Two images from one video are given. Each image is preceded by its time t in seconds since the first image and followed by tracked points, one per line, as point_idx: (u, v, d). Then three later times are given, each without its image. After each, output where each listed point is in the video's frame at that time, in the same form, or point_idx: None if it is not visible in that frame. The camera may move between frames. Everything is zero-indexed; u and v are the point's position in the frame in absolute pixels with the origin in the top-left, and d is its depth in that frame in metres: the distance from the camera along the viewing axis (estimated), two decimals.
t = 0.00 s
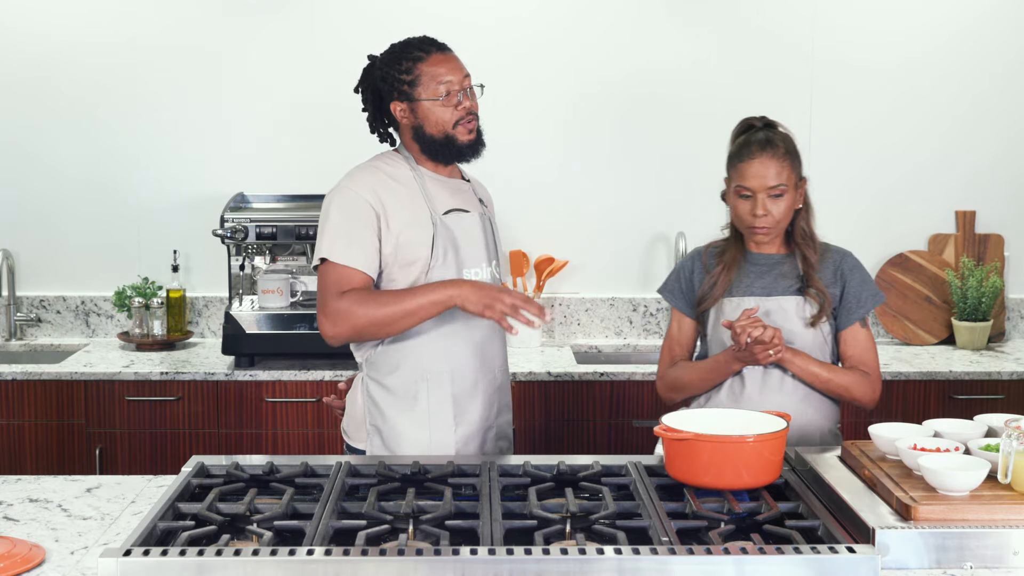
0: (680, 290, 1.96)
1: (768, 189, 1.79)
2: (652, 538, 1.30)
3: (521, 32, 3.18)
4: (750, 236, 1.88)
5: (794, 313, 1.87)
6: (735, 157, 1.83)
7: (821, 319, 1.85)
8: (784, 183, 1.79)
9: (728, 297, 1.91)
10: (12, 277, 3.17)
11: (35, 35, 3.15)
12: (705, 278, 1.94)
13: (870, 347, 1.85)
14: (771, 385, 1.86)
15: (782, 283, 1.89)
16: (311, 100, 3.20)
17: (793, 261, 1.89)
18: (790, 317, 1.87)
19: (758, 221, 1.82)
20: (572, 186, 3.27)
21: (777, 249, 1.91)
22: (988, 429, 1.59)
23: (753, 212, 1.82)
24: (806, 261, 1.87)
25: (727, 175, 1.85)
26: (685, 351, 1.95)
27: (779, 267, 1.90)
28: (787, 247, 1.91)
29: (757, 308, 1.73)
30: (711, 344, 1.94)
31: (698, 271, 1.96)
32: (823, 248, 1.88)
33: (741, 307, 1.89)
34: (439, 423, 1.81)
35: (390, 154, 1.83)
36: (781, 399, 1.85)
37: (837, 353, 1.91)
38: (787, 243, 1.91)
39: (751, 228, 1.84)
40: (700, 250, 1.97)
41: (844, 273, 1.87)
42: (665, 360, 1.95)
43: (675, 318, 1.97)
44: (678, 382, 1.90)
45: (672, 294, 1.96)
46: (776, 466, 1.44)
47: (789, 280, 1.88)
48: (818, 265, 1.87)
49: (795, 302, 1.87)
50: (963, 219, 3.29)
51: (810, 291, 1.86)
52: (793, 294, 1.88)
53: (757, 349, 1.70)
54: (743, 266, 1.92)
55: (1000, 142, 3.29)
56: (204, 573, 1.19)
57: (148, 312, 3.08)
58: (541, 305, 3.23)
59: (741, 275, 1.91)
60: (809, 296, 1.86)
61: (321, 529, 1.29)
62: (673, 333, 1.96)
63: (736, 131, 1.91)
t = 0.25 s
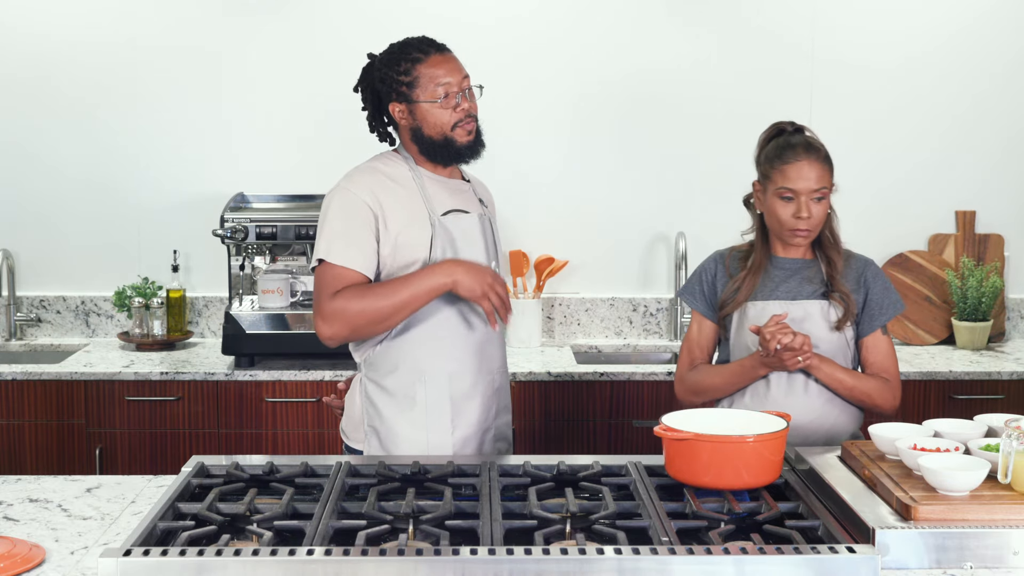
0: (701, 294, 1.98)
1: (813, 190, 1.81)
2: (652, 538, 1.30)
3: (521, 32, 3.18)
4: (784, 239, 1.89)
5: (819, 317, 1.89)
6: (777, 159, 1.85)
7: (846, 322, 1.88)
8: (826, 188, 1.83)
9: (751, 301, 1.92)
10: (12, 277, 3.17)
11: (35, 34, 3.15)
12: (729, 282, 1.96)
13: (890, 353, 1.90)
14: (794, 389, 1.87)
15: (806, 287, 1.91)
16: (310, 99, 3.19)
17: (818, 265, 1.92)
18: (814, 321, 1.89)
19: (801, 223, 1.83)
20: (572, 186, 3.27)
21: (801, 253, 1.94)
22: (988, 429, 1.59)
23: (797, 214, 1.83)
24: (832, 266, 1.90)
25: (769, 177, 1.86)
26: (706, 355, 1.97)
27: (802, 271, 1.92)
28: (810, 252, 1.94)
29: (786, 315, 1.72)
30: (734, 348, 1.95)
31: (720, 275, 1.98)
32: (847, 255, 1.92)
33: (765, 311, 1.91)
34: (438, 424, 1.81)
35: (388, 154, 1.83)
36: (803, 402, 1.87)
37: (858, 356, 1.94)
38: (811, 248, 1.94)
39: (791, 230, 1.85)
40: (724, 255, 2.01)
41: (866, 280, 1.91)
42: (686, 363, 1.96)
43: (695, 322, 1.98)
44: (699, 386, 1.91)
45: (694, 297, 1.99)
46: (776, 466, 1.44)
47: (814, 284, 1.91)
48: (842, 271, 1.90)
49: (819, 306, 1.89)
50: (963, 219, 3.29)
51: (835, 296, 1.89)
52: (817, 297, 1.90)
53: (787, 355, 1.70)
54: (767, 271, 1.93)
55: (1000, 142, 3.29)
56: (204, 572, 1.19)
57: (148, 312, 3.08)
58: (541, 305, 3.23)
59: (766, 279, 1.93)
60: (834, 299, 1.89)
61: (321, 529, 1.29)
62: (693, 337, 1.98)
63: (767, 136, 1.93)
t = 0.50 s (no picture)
0: (716, 295, 1.97)
1: (848, 188, 1.85)
2: (652, 538, 1.30)
3: (521, 32, 3.18)
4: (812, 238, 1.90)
5: (836, 314, 1.91)
6: (810, 158, 1.88)
7: (863, 320, 1.91)
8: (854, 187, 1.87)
9: (768, 302, 1.93)
10: (12, 277, 3.17)
11: (36, 34, 3.15)
12: (744, 283, 1.96)
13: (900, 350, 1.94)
14: (811, 387, 1.88)
15: (823, 285, 1.93)
16: (310, 99, 3.19)
17: (831, 264, 1.95)
18: (832, 319, 1.91)
19: (836, 220, 1.85)
20: (572, 186, 3.27)
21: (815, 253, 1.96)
22: (988, 429, 1.59)
23: (833, 211, 1.85)
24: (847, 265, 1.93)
25: (803, 174, 1.87)
26: (718, 357, 1.96)
27: (817, 270, 1.94)
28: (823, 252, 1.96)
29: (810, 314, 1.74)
30: (751, 349, 1.95)
31: (734, 276, 1.98)
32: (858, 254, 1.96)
33: (781, 313, 1.92)
34: (437, 424, 1.81)
35: (387, 155, 1.83)
36: (821, 401, 1.87)
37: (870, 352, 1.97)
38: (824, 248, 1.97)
39: (824, 227, 1.86)
40: (735, 256, 2.01)
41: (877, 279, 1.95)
42: (698, 364, 1.96)
43: (707, 322, 1.97)
44: (712, 388, 1.90)
45: (708, 299, 1.97)
46: (776, 466, 1.44)
47: (830, 282, 1.93)
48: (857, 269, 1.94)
49: (836, 304, 1.92)
50: (963, 219, 3.29)
51: (852, 293, 1.91)
52: (832, 296, 1.93)
53: (812, 353, 1.71)
54: (785, 272, 1.95)
55: (1000, 142, 3.29)
56: (204, 573, 1.19)
57: (148, 312, 3.08)
58: (541, 305, 3.23)
59: (782, 278, 1.94)
60: (851, 297, 1.91)
61: (321, 529, 1.29)
62: (703, 338, 1.97)
63: (786, 137, 1.96)
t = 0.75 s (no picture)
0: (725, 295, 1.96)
1: (863, 186, 1.86)
2: (652, 538, 1.30)
3: (521, 32, 3.18)
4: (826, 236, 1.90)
5: (847, 315, 1.92)
6: (826, 156, 1.88)
7: (872, 321, 1.92)
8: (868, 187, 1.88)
9: (779, 301, 1.92)
10: (12, 277, 3.17)
11: (36, 34, 3.15)
12: (753, 283, 1.95)
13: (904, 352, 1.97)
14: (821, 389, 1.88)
15: (832, 286, 1.94)
16: (310, 99, 3.19)
17: (840, 266, 1.95)
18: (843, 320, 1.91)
19: (852, 218, 1.86)
20: (572, 186, 3.27)
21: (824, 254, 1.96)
22: (988, 429, 1.59)
23: (849, 209, 1.85)
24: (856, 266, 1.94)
25: (819, 172, 1.87)
26: (725, 356, 1.94)
27: (826, 271, 1.95)
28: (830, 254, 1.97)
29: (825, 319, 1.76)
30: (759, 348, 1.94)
31: (742, 276, 1.97)
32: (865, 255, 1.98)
33: (791, 312, 1.92)
34: (440, 426, 1.81)
35: (387, 155, 1.83)
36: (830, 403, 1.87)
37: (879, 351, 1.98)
38: (832, 250, 1.97)
39: (840, 226, 1.86)
40: (744, 256, 1.99)
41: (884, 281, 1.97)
42: (705, 362, 1.94)
43: (715, 322, 1.95)
44: (720, 387, 1.89)
45: (718, 298, 1.95)
46: (776, 466, 1.44)
47: (840, 284, 1.94)
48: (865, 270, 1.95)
49: (846, 305, 1.92)
50: (963, 219, 3.29)
51: (861, 293, 1.92)
52: (842, 297, 1.93)
53: (826, 359, 1.73)
54: (796, 272, 1.94)
55: (1000, 142, 3.29)
56: (204, 573, 1.19)
57: (148, 312, 3.07)
58: (541, 305, 3.23)
59: (793, 279, 1.94)
60: (860, 298, 1.92)
61: (321, 529, 1.29)
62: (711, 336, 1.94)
63: (798, 138, 1.97)
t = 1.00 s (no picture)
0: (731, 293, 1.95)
1: (874, 183, 1.85)
2: (652, 538, 1.30)
3: (520, 32, 3.18)
4: (836, 234, 1.89)
5: (852, 317, 1.91)
6: (836, 154, 1.87)
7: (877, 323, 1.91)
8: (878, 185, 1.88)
9: (784, 302, 1.93)
10: (12, 277, 3.17)
11: (36, 34, 3.15)
12: (759, 283, 1.95)
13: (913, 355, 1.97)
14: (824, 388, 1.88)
15: (839, 287, 1.93)
16: (310, 99, 3.19)
17: (847, 266, 1.95)
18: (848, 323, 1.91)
19: (863, 215, 1.85)
20: (572, 187, 3.27)
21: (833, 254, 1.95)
22: (988, 429, 1.59)
23: (860, 206, 1.85)
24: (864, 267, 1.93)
25: (829, 170, 1.87)
26: (729, 355, 1.94)
27: (833, 271, 1.94)
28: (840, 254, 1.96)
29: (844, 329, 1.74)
30: (764, 349, 1.94)
31: (750, 274, 1.96)
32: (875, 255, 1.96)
33: (797, 314, 1.92)
34: (439, 428, 1.81)
35: (386, 157, 1.83)
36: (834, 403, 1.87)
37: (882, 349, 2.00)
38: (841, 250, 1.97)
39: (851, 223, 1.86)
40: (751, 254, 1.99)
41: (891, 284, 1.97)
42: (708, 360, 1.94)
43: (720, 320, 1.95)
44: (722, 386, 1.89)
45: (724, 296, 1.95)
46: (776, 466, 1.44)
47: (847, 285, 1.94)
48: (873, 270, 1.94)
49: (852, 306, 1.91)
50: (963, 219, 3.29)
51: (867, 295, 1.92)
52: (848, 298, 1.93)
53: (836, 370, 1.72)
54: (803, 272, 1.94)
55: (1000, 142, 3.29)
56: (204, 573, 1.19)
57: (148, 312, 3.08)
58: (540, 305, 3.23)
59: (799, 279, 1.93)
60: (865, 300, 1.92)
61: (321, 529, 1.29)
62: (715, 334, 1.95)
63: (805, 138, 1.96)
